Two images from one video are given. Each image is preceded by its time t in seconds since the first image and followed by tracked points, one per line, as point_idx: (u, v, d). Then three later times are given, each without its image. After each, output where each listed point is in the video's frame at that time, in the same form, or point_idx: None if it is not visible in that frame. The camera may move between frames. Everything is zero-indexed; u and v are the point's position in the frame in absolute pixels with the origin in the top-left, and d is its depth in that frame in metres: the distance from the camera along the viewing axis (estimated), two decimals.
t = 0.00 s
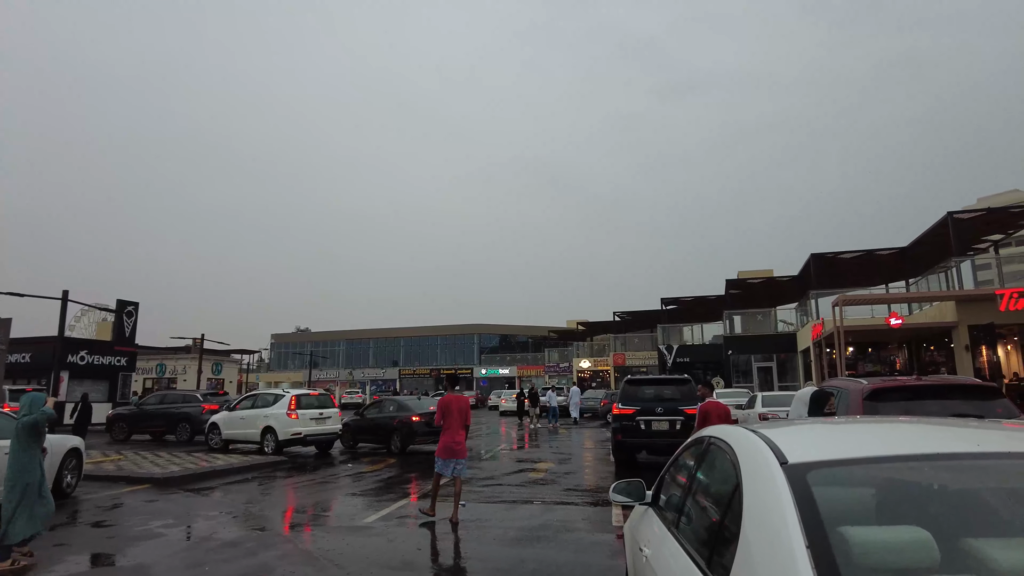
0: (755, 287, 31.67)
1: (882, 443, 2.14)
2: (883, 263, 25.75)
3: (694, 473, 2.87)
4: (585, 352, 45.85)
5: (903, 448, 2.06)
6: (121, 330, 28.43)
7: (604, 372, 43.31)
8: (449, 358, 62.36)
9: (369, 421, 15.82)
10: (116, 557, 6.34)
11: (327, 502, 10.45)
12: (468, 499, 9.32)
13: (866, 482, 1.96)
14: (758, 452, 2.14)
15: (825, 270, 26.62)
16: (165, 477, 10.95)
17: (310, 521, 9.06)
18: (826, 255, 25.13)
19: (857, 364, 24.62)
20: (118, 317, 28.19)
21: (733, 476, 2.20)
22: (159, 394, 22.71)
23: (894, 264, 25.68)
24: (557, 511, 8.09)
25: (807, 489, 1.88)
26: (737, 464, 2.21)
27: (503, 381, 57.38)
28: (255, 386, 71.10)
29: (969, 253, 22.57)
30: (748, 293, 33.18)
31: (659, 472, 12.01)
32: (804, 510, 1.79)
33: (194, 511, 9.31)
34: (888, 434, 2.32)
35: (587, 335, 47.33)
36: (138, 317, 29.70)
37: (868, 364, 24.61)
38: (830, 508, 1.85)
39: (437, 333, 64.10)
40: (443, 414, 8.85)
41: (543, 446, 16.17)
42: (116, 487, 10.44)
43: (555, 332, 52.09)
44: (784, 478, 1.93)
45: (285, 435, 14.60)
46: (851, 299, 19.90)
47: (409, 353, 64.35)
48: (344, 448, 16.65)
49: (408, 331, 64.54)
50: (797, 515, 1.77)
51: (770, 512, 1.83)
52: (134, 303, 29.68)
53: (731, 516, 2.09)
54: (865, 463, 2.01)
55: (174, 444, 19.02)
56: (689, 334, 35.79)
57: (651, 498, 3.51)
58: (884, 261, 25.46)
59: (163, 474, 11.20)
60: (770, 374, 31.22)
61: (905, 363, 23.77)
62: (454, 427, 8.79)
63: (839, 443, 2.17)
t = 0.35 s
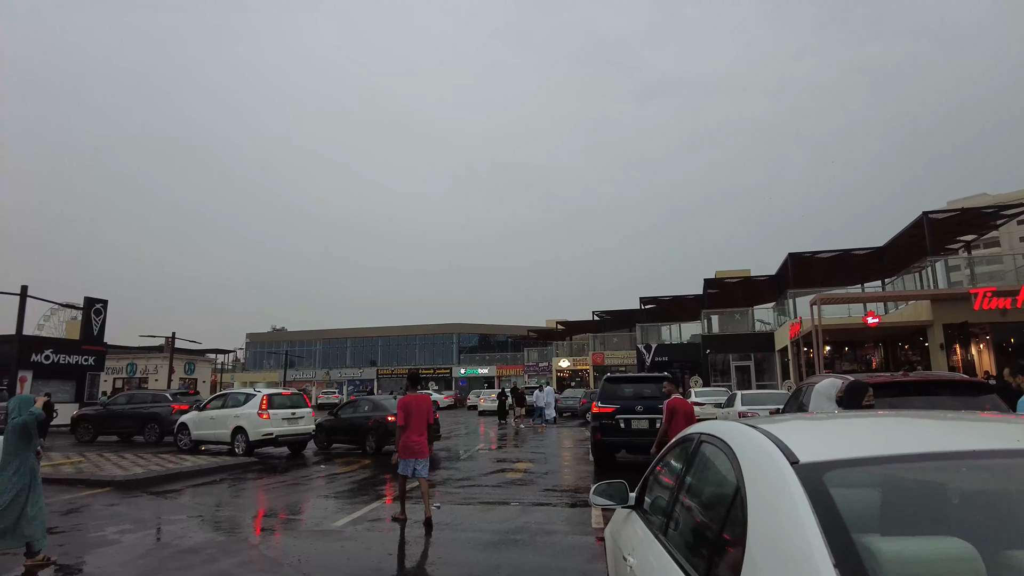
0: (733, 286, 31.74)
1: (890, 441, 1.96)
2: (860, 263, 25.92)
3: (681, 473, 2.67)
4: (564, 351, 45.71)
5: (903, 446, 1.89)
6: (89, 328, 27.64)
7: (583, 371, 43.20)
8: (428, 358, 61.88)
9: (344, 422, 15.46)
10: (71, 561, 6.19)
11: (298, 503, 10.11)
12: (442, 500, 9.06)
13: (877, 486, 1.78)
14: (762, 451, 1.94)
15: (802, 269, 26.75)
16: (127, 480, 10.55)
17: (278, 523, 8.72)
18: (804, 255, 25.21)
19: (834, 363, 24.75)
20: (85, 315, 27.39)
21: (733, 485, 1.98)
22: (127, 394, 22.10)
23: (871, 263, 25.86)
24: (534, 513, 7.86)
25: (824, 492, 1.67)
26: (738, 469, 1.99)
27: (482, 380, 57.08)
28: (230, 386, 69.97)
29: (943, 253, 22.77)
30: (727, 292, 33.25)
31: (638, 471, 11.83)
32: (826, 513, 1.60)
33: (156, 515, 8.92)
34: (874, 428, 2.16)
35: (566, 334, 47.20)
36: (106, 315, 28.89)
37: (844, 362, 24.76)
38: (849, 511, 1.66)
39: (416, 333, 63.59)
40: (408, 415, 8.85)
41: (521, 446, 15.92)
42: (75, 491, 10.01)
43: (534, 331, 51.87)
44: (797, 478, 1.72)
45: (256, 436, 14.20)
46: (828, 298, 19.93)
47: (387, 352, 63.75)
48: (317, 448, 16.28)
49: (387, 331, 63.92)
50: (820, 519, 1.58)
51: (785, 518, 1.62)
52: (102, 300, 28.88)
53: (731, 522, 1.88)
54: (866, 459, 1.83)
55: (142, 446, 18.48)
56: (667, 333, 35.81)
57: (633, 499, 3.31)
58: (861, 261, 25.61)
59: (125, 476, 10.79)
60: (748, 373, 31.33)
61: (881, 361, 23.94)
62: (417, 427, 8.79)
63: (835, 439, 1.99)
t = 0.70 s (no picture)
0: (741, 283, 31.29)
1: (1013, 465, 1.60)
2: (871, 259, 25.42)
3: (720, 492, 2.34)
4: (569, 349, 45.32)
5: (1017, 471, 1.54)
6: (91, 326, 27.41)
7: (589, 369, 42.81)
8: (432, 356, 61.67)
9: (346, 421, 15.15)
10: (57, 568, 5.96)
11: (297, 504, 9.79)
12: (447, 502, 8.71)
13: (1003, 511, 1.41)
14: (854, 470, 1.59)
15: (813, 265, 26.31)
16: (122, 480, 10.27)
17: (276, 525, 8.42)
18: (815, 251, 24.71)
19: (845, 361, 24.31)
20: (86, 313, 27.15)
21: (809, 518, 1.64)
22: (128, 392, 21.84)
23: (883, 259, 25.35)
24: (541, 518, 7.52)
25: (956, 535, 1.32)
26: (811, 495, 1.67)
27: (487, 378, 56.76)
28: (235, 384, 69.92)
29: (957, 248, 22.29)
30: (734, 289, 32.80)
31: (648, 472, 11.47)
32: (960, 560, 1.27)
33: (148, 518, 8.59)
34: (953, 438, 1.85)
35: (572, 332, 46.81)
36: (108, 313, 28.66)
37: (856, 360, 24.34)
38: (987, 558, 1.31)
39: (420, 330, 63.35)
40: (395, 416, 8.88)
41: (527, 446, 15.57)
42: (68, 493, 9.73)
43: (539, 329, 51.52)
44: (910, 513, 1.39)
45: (256, 435, 13.89)
46: (841, 294, 19.48)
47: (392, 350, 63.54)
48: (319, 447, 15.99)
49: (391, 328, 63.71)
50: (954, 565, 1.26)
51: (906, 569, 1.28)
52: (104, 298, 28.64)
53: (810, 559, 1.57)
54: (988, 486, 1.48)
55: (142, 444, 18.21)
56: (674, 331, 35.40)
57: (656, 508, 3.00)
58: (872, 257, 25.11)
59: (120, 477, 10.52)
60: (756, 371, 30.88)
61: (893, 359, 23.48)
62: (404, 427, 8.79)
63: (920, 453, 1.67)
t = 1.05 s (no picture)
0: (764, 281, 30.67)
1: None
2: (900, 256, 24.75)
3: (831, 515, 2.02)
4: (587, 348, 44.88)
5: None
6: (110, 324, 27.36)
7: (607, 369, 42.33)
8: (449, 355, 61.53)
9: (365, 420, 14.89)
10: (71, 573, 5.75)
11: (317, 507, 9.52)
12: (470, 506, 8.39)
13: None
14: None
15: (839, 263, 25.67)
16: (137, 480, 10.09)
17: (293, 528, 8.14)
18: (841, 248, 24.10)
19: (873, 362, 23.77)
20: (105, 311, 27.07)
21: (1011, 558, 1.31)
22: (146, 389, 21.74)
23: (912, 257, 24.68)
24: (568, 524, 7.18)
25: None
26: (1006, 527, 1.34)
27: (504, 378, 56.41)
28: (253, 382, 70.29)
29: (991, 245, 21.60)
30: (757, 288, 32.19)
31: (675, 475, 11.07)
32: None
33: (163, 520, 8.35)
34: None
35: (589, 332, 46.33)
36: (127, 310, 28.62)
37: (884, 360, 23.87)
38: None
39: (436, 329, 63.20)
40: (406, 416, 8.67)
41: (548, 446, 15.24)
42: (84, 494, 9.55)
43: (556, 328, 51.09)
44: None
45: (273, 434, 13.67)
46: (871, 292, 18.92)
47: (409, 349, 63.49)
48: (337, 447, 15.76)
49: (408, 327, 63.66)
50: None
51: None
52: (124, 295, 28.61)
53: None
54: None
55: (160, 443, 18.06)
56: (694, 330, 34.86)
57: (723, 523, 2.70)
58: (901, 254, 24.44)
59: (137, 477, 10.33)
60: (780, 372, 30.27)
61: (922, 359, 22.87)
62: (413, 427, 8.54)
63: None
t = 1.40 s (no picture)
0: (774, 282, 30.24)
1: None
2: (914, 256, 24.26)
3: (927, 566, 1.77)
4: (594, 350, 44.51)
5: None
6: (114, 324, 27.15)
7: (615, 370, 41.94)
8: (455, 355, 61.28)
9: (370, 422, 14.62)
10: None
11: (318, 513, 9.25)
12: (477, 515, 8.08)
13: None
14: None
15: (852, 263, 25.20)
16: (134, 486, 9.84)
17: (294, 536, 7.86)
18: (854, 248, 23.65)
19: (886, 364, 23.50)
20: (110, 310, 26.85)
21: None
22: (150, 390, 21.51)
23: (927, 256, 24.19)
24: (581, 537, 6.86)
25: None
26: None
27: (510, 379, 56.07)
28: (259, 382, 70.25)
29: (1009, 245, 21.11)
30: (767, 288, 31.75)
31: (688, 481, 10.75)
32: None
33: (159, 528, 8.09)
34: None
35: (597, 333, 45.93)
36: (132, 310, 28.41)
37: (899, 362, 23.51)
38: None
39: (443, 329, 62.93)
40: (404, 419, 8.30)
41: (557, 450, 14.92)
42: (80, 501, 9.31)
43: (563, 329, 50.72)
44: None
45: (276, 438, 13.39)
46: (886, 293, 18.49)
47: (415, 350, 63.27)
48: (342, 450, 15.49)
49: (414, 328, 63.47)
50: None
51: None
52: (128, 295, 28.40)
53: None
54: None
55: (163, 445, 17.81)
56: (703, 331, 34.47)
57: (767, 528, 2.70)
58: (916, 253, 23.95)
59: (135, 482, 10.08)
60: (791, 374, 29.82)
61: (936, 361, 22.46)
62: (413, 430, 8.24)
63: None
